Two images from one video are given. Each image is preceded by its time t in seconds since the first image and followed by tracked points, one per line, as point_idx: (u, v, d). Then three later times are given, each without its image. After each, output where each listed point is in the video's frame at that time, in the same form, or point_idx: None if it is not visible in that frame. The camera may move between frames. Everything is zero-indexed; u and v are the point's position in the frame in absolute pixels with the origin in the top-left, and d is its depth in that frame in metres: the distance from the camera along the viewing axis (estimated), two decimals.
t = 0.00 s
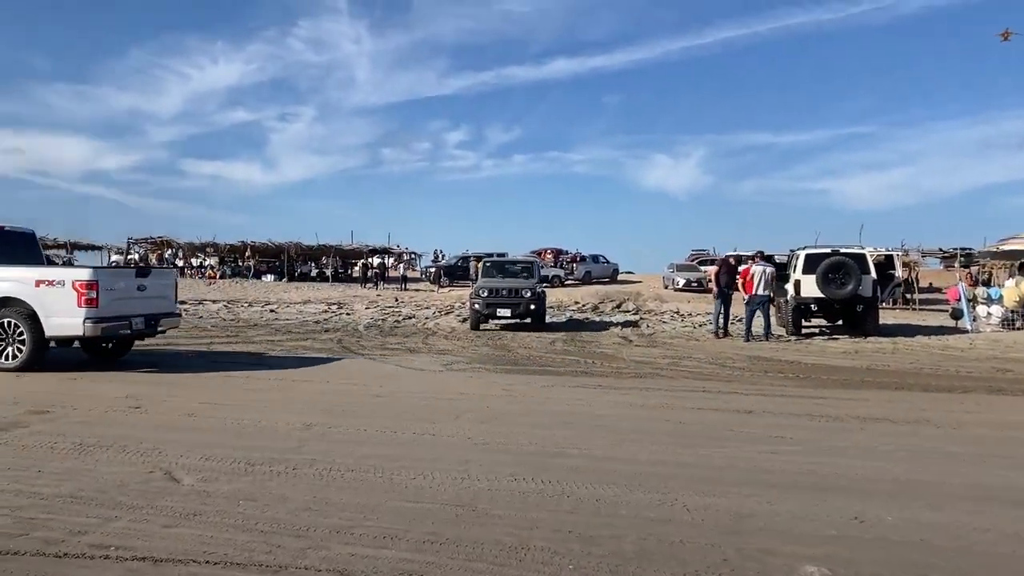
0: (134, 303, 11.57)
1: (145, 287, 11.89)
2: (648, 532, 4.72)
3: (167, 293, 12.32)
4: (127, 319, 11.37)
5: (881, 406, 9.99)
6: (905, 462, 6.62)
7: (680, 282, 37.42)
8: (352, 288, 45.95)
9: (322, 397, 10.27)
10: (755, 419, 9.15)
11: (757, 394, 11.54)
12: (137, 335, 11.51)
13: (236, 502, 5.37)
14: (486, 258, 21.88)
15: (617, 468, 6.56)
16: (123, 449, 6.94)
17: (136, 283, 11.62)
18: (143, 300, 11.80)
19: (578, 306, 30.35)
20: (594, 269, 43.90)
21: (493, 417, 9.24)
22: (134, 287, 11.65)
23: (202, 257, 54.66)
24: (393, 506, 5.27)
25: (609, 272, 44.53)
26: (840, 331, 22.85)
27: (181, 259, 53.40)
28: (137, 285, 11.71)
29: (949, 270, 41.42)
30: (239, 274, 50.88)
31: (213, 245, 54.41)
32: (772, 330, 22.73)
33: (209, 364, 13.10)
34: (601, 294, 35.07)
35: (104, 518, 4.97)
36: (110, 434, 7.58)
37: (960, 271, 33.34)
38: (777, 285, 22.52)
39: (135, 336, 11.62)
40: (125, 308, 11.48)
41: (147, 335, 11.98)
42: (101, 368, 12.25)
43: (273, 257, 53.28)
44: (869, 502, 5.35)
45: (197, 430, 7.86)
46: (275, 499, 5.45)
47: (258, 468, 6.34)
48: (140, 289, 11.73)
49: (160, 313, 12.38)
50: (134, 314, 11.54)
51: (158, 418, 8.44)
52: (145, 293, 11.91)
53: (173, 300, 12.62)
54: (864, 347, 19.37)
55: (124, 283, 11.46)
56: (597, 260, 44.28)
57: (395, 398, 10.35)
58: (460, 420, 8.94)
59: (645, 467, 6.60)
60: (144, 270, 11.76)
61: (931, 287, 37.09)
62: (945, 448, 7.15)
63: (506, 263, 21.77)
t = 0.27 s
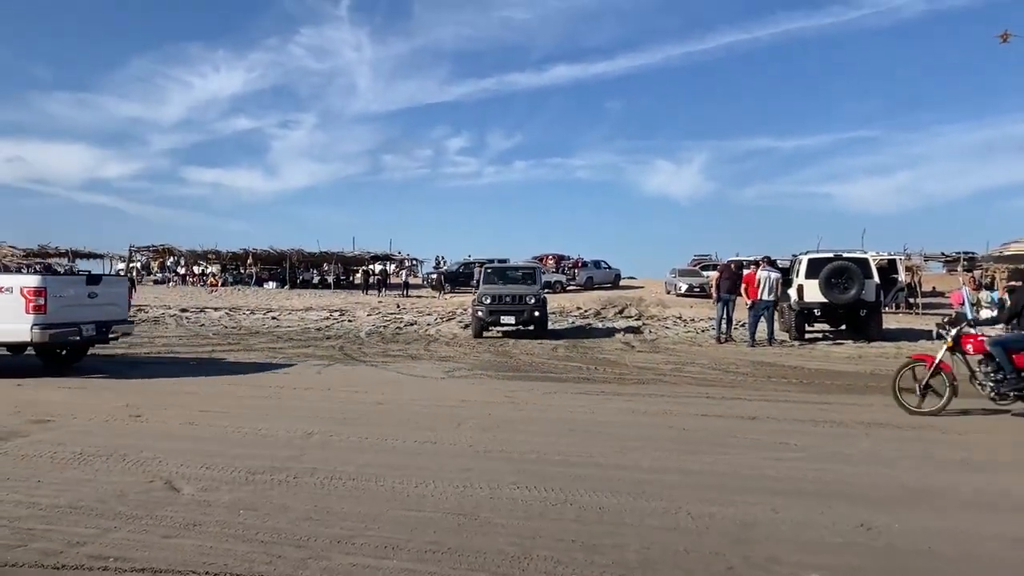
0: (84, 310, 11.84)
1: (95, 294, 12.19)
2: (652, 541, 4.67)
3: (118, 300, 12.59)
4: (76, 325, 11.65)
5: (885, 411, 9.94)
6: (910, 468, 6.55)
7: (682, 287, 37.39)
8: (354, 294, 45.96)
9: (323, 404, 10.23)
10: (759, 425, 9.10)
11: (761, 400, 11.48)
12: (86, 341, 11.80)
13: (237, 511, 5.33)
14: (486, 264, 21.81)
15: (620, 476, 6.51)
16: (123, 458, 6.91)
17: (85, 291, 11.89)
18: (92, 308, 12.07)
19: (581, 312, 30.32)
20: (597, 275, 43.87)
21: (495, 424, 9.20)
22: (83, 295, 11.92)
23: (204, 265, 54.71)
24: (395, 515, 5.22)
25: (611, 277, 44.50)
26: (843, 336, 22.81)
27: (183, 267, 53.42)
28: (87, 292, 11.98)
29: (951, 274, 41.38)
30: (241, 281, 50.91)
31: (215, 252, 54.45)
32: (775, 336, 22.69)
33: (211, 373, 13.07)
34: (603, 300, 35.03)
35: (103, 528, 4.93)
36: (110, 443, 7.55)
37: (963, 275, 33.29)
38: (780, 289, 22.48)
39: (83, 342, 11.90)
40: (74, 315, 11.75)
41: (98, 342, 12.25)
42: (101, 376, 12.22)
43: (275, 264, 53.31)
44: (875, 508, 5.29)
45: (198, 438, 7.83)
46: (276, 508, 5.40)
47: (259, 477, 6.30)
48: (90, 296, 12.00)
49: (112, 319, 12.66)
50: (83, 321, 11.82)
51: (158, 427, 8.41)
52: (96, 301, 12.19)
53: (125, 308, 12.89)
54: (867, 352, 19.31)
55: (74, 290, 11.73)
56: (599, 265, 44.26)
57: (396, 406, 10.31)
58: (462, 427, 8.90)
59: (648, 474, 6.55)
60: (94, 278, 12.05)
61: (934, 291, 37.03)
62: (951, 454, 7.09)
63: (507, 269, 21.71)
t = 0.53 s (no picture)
0: (27, 318, 12.14)
1: (40, 302, 12.44)
2: (648, 550, 4.61)
3: (65, 307, 12.88)
4: (19, 334, 11.96)
5: (885, 416, 9.90)
6: (909, 474, 6.49)
7: (681, 293, 37.39)
8: (353, 301, 45.94)
9: (320, 413, 10.19)
10: (758, 432, 9.05)
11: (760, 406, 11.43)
12: (30, 348, 12.14)
13: (229, 523, 5.28)
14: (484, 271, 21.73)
15: (617, 484, 6.47)
16: (116, 469, 6.86)
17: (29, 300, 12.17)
18: (37, 315, 12.35)
19: (580, 318, 30.28)
20: (596, 280, 43.87)
21: (492, 432, 9.14)
22: (26, 303, 12.20)
23: (203, 273, 54.72)
24: (388, 526, 5.17)
25: (610, 283, 44.47)
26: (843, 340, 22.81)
27: (182, 275, 53.36)
28: (30, 301, 12.26)
29: (951, 278, 41.36)
30: (239, 289, 50.91)
31: (214, 261, 54.40)
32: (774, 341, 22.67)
33: (207, 382, 13.03)
34: (602, 306, 35.00)
35: (93, 541, 4.88)
36: (105, 453, 7.50)
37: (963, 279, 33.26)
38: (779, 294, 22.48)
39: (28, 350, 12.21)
40: (17, 323, 12.08)
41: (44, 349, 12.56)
42: (97, 386, 12.17)
43: (273, 272, 53.32)
44: (874, 514, 5.23)
45: (193, 448, 7.77)
46: (269, 519, 5.35)
47: (253, 487, 6.25)
48: (33, 305, 12.28)
49: (59, 325, 12.95)
50: (27, 329, 12.13)
51: (154, 436, 8.36)
52: (41, 308, 12.47)
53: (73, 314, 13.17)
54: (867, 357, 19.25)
55: (15, 299, 12.02)
56: (598, 271, 44.25)
57: (393, 415, 10.26)
58: (459, 435, 8.85)
59: (646, 483, 6.49)
60: (37, 287, 12.28)
61: (934, 295, 37.01)
62: (951, 460, 7.02)
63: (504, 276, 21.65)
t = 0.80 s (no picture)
0: None
1: None
2: (638, 557, 4.56)
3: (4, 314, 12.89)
4: None
5: (879, 419, 9.86)
6: (904, 478, 6.44)
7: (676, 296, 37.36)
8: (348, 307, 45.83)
9: (311, 419, 10.11)
10: (752, 435, 9.01)
11: (755, 410, 11.38)
12: None
13: (215, 532, 5.20)
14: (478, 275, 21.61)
15: (609, 489, 6.41)
16: (103, 478, 6.78)
17: None
18: None
19: (576, 321, 30.22)
20: (591, 284, 43.81)
21: (485, 437, 9.08)
22: None
23: (198, 279, 54.58)
24: (377, 534, 5.11)
25: (605, 286, 44.43)
26: (838, 343, 22.78)
27: (176, 282, 53.15)
28: None
29: (946, 280, 41.42)
30: (234, 295, 50.79)
31: (208, 267, 54.21)
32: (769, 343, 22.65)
33: (200, 389, 12.93)
34: (598, 309, 34.96)
35: (76, 552, 4.80)
36: (92, 462, 7.42)
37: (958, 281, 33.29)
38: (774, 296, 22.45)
39: None
40: None
41: None
42: (88, 395, 12.08)
43: (269, 278, 53.18)
44: (868, 519, 5.18)
45: (181, 456, 7.70)
46: (256, 528, 5.28)
47: (241, 496, 6.18)
48: None
49: None
50: None
51: (143, 445, 8.28)
52: None
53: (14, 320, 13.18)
54: (862, 359, 19.22)
55: None
56: (593, 274, 44.22)
57: (386, 421, 10.18)
58: (451, 441, 8.79)
59: (639, 488, 6.43)
60: None
61: (929, 297, 37.04)
62: (946, 463, 6.98)
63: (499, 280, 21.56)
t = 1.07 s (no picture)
0: None
1: None
2: (628, 560, 4.54)
3: None
4: None
5: (870, 420, 9.87)
6: (894, 478, 6.44)
7: (669, 298, 37.41)
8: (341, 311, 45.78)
9: (303, 425, 10.08)
10: (743, 437, 9.00)
11: (747, 411, 11.38)
12: None
13: (203, 539, 5.17)
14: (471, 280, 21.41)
15: (600, 493, 6.39)
16: (91, 485, 6.73)
17: None
18: None
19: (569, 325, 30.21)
20: (584, 287, 43.84)
21: (476, 442, 9.06)
22: None
23: (190, 285, 54.44)
24: (366, 540, 5.08)
25: (598, 289, 44.46)
26: (831, 344, 22.82)
27: (169, 288, 52.95)
28: None
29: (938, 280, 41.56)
30: (227, 301, 50.65)
31: (201, 273, 54.04)
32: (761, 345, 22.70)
33: (190, 396, 12.88)
34: (591, 312, 34.96)
35: (61, 561, 4.76)
36: (80, 469, 7.37)
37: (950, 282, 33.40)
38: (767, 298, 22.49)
39: None
40: None
41: None
42: (78, 401, 12.01)
43: (262, 283, 53.02)
44: (859, 520, 5.17)
45: (171, 463, 7.65)
46: (244, 535, 5.25)
47: (230, 502, 6.14)
48: None
49: None
50: None
51: (132, 452, 8.23)
52: None
53: None
54: (854, 360, 19.25)
55: None
56: (587, 277, 44.24)
57: (376, 426, 10.15)
58: (442, 446, 8.76)
59: (630, 492, 6.41)
60: None
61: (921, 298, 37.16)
62: (937, 463, 6.98)
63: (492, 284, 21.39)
